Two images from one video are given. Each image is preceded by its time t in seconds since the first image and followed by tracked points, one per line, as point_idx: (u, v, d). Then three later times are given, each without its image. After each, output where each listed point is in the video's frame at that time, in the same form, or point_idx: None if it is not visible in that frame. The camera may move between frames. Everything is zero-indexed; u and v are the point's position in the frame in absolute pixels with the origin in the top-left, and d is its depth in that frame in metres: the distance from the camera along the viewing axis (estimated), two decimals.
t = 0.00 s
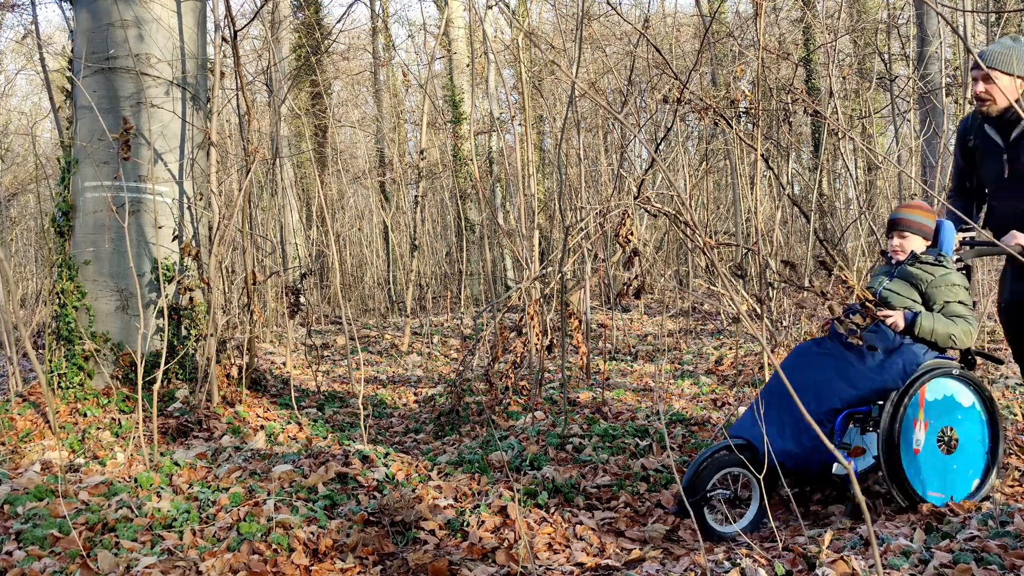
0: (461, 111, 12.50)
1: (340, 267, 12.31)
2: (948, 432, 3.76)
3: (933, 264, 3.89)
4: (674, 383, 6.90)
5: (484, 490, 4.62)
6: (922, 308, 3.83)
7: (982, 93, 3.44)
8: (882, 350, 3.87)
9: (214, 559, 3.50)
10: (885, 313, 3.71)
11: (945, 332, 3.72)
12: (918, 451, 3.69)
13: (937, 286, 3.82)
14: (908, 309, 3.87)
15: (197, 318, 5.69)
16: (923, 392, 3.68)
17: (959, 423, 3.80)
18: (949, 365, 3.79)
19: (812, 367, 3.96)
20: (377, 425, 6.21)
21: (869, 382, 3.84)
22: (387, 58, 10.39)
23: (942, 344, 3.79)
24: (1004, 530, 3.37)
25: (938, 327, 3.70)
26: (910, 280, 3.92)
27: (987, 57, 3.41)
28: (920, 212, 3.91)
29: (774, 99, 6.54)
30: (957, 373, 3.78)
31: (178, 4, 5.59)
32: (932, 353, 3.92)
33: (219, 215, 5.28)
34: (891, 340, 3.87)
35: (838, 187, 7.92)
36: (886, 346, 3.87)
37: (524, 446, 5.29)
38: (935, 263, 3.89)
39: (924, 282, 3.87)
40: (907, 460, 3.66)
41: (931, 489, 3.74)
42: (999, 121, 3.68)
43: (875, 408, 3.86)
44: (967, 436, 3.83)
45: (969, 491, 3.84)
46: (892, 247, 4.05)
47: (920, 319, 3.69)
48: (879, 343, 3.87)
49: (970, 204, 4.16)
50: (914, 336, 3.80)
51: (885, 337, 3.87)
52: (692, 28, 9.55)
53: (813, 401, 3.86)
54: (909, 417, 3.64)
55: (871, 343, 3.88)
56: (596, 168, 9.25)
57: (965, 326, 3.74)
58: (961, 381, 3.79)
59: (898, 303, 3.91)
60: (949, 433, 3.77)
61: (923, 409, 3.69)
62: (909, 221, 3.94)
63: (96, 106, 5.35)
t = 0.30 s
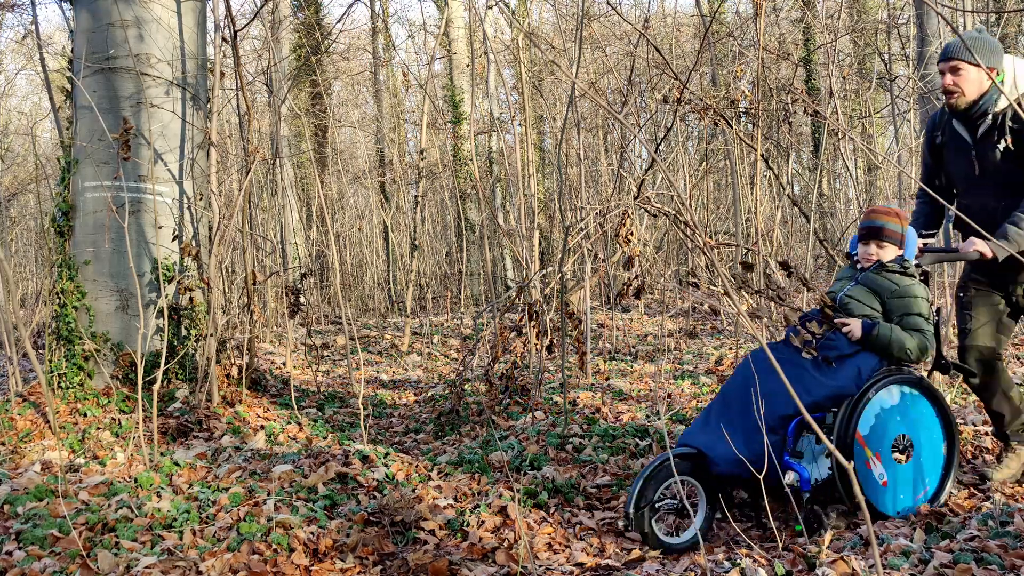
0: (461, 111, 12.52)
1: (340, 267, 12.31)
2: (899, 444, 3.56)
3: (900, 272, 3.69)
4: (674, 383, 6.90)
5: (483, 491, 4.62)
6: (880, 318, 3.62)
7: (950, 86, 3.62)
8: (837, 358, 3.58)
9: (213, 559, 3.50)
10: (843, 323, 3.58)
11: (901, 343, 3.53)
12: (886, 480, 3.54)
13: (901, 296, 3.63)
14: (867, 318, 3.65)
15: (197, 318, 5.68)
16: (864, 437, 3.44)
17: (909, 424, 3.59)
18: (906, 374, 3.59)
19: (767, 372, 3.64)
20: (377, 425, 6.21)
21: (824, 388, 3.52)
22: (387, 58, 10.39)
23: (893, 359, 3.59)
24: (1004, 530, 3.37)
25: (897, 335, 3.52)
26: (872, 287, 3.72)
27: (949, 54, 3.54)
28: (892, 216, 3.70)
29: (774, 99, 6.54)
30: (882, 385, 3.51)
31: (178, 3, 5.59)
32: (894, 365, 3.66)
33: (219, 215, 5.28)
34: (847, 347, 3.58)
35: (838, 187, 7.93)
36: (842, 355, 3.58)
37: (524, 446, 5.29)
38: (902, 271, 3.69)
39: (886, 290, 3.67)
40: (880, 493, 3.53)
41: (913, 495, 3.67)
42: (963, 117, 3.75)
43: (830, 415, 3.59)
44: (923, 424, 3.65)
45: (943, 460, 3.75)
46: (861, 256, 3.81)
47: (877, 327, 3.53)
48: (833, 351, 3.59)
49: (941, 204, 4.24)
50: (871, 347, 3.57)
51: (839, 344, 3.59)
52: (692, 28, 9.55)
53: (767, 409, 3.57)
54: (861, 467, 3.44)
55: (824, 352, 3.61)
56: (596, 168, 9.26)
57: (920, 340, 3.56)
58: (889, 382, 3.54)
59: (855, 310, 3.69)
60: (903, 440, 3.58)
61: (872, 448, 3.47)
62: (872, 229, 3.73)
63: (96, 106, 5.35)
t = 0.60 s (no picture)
0: (461, 111, 12.52)
1: (340, 267, 12.31)
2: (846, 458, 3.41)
3: (833, 274, 3.54)
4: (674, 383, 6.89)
5: (483, 491, 4.62)
6: (819, 320, 3.45)
7: (903, 99, 3.47)
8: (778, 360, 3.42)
9: (214, 559, 3.50)
10: (783, 326, 3.42)
11: (843, 345, 3.37)
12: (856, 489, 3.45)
13: (836, 296, 3.47)
14: (805, 321, 3.48)
15: (197, 318, 5.67)
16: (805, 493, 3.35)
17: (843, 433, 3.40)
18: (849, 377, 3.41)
19: (709, 380, 3.52)
20: (376, 425, 6.21)
21: (769, 393, 3.37)
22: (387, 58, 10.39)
23: (838, 360, 3.44)
24: (1004, 529, 3.37)
25: (838, 337, 3.36)
26: (810, 290, 3.54)
27: (902, 61, 3.37)
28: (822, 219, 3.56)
29: (774, 99, 6.53)
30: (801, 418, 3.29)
31: (178, 4, 5.59)
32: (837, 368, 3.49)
33: (219, 215, 5.28)
34: (788, 349, 3.44)
35: (838, 188, 7.96)
36: (783, 358, 3.42)
37: (524, 446, 5.29)
38: (835, 274, 3.54)
39: (823, 291, 3.51)
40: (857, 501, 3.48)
41: (882, 475, 3.56)
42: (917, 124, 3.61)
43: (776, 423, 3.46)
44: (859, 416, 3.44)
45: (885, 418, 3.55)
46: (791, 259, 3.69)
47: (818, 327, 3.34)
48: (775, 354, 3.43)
49: (891, 210, 4.12)
50: (812, 349, 3.40)
51: (779, 346, 3.45)
52: (692, 28, 9.55)
53: (706, 418, 3.43)
54: (825, 508, 3.40)
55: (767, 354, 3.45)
56: (596, 169, 9.25)
57: (863, 338, 3.42)
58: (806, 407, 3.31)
59: (795, 314, 3.51)
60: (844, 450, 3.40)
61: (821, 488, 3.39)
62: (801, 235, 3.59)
63: (96, 106, 5.35)
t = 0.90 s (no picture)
0: (461, 111, 12.52)
1: (340, 267, 12.30)
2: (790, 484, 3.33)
3: (768, 279, 3.49)
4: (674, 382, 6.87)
5: (484, 491, 4.61)
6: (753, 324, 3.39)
7: (832, 98, 3.61)
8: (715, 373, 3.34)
9: (213, 559, 3.50)
10: (717, 335, 3.30)
11: (779, 349, 3.28)
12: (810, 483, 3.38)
13: (772, 301, 3.39)
14: (741, 326, 3.45)
15: (197, 318, 5.67)
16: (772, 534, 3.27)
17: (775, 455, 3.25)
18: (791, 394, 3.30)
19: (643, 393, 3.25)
20: (376, 425, 6.21)
21: (703, 406, 3.26)
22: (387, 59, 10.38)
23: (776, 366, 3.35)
24: (1004, 530, 3.37)
25: (775, 343, 3.27)
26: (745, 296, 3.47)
27: (826, 61, 3.53)
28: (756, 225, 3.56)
29: (774, 99, 6.53)
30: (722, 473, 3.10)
31: (178, 3, 5.58)
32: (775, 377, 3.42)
33: (219, 215, 5.28)
34: (725, 360, 3.35)
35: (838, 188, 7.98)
36: (718, 369, 3.35)
37: (524, 446, 5.29)
38: (769, 277, 3.49)
39: (758, 296, 3.43)
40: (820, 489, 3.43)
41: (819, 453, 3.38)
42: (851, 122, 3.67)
43: (709, 437, 3.28)
44: (783, 426, 3.28)
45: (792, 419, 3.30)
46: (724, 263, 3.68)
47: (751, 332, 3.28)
48: (710, 366, 3.35)
49: (834, 212, 4.15)
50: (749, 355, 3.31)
51: (715, 357, 3.37)
52: (692, 28, 9.55)
53: (636, 430, 3.13)
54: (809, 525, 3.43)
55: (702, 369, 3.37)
56: (596, 169, 9.25)
57: (800, 343, 3.30)
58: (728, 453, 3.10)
59: (730, 320, 3.51)
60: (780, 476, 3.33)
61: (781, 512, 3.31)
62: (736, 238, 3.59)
63: (96, 106, 5.35)
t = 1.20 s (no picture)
0: (461, 111, 12.54)
1: (340, 267, 12.30)
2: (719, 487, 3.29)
3: (713, 290, 3.51)
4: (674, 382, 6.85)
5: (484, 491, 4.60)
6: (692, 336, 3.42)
7: (776, 100, 3.54)
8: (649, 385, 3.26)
9: (214, 559, 3.50)
10: (654, 345, 3.35)
11: (715, 364, 3.30)
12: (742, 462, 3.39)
13: (712, 313, 3.44)
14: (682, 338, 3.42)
15: (197, 318, 5.67)
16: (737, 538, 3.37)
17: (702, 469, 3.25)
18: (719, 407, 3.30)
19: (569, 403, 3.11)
20: (377, 425, 6.21)
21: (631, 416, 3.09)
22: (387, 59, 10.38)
23: (711, 382, 3.35)
24: (1004, 530, 3.37)
25: (711, 357, 3.29)
26: (687, 307, 3.52)
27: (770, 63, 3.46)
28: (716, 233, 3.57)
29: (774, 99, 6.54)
30: (652, 505, 3.06)
31: (178, 3, 5.58)
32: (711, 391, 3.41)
33: (219, 215, 5.28)
34: (660, 372, 3.31)
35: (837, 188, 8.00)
36: (654, 380, 3.27)
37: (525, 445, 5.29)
38: (713, 289, 3.50)
39: (700, 309, 3.48)
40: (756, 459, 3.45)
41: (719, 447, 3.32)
42: (795, 126, 3.61)
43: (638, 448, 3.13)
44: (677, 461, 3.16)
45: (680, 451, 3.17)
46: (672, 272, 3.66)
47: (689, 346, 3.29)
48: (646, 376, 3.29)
49: (781, 219, 4.03)
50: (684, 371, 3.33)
51: (651, 369, 3.32)
52: (692, 28, 9.55)
53: (561, 440, 2.99)
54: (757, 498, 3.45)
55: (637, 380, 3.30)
56: (596, 168, 9.25)
57: (737, 359, 3.36)
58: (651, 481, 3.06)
59: (671, 331, 3.48)
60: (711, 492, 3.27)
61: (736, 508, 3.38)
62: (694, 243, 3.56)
63: (96, 106, 5.36)
